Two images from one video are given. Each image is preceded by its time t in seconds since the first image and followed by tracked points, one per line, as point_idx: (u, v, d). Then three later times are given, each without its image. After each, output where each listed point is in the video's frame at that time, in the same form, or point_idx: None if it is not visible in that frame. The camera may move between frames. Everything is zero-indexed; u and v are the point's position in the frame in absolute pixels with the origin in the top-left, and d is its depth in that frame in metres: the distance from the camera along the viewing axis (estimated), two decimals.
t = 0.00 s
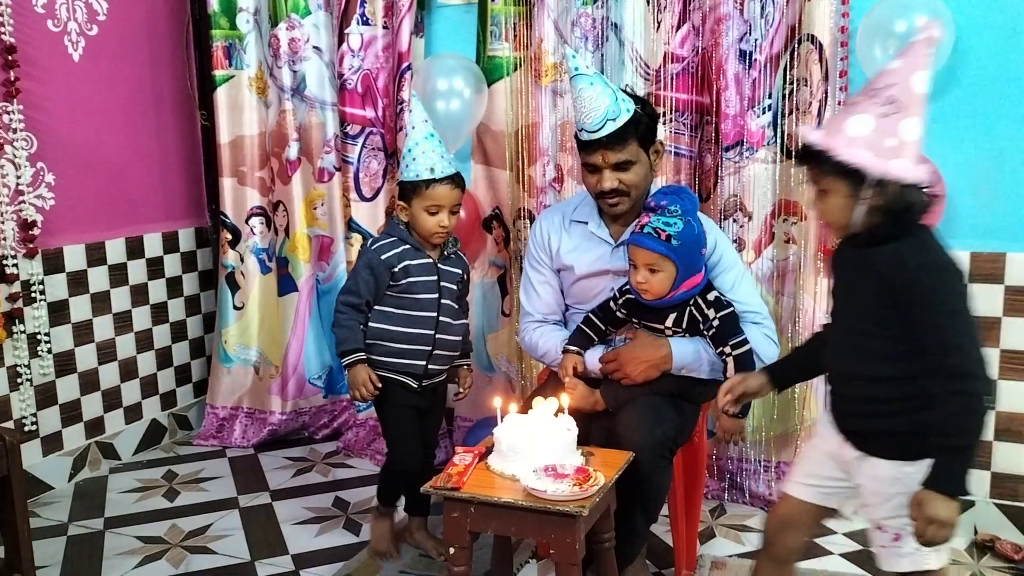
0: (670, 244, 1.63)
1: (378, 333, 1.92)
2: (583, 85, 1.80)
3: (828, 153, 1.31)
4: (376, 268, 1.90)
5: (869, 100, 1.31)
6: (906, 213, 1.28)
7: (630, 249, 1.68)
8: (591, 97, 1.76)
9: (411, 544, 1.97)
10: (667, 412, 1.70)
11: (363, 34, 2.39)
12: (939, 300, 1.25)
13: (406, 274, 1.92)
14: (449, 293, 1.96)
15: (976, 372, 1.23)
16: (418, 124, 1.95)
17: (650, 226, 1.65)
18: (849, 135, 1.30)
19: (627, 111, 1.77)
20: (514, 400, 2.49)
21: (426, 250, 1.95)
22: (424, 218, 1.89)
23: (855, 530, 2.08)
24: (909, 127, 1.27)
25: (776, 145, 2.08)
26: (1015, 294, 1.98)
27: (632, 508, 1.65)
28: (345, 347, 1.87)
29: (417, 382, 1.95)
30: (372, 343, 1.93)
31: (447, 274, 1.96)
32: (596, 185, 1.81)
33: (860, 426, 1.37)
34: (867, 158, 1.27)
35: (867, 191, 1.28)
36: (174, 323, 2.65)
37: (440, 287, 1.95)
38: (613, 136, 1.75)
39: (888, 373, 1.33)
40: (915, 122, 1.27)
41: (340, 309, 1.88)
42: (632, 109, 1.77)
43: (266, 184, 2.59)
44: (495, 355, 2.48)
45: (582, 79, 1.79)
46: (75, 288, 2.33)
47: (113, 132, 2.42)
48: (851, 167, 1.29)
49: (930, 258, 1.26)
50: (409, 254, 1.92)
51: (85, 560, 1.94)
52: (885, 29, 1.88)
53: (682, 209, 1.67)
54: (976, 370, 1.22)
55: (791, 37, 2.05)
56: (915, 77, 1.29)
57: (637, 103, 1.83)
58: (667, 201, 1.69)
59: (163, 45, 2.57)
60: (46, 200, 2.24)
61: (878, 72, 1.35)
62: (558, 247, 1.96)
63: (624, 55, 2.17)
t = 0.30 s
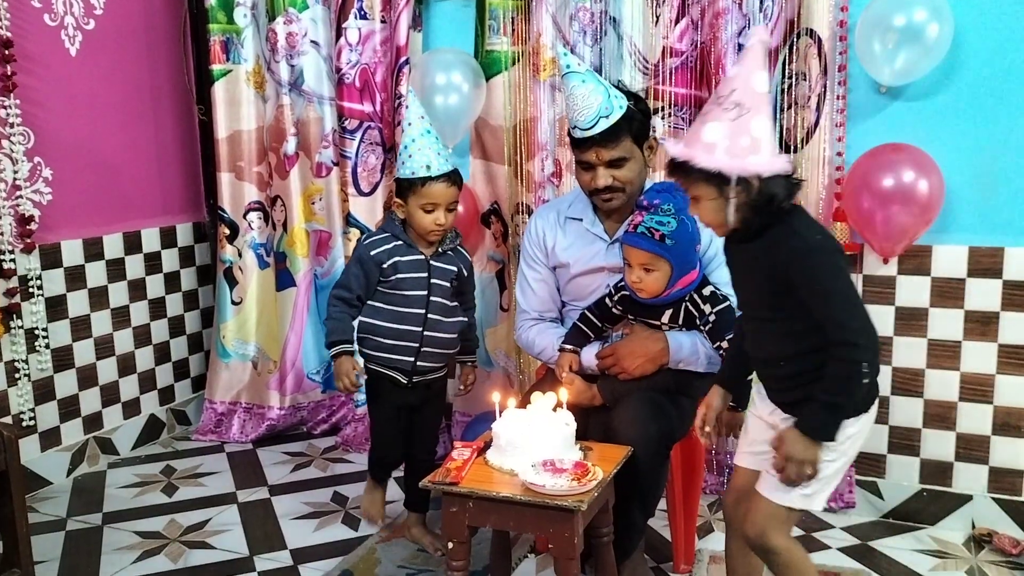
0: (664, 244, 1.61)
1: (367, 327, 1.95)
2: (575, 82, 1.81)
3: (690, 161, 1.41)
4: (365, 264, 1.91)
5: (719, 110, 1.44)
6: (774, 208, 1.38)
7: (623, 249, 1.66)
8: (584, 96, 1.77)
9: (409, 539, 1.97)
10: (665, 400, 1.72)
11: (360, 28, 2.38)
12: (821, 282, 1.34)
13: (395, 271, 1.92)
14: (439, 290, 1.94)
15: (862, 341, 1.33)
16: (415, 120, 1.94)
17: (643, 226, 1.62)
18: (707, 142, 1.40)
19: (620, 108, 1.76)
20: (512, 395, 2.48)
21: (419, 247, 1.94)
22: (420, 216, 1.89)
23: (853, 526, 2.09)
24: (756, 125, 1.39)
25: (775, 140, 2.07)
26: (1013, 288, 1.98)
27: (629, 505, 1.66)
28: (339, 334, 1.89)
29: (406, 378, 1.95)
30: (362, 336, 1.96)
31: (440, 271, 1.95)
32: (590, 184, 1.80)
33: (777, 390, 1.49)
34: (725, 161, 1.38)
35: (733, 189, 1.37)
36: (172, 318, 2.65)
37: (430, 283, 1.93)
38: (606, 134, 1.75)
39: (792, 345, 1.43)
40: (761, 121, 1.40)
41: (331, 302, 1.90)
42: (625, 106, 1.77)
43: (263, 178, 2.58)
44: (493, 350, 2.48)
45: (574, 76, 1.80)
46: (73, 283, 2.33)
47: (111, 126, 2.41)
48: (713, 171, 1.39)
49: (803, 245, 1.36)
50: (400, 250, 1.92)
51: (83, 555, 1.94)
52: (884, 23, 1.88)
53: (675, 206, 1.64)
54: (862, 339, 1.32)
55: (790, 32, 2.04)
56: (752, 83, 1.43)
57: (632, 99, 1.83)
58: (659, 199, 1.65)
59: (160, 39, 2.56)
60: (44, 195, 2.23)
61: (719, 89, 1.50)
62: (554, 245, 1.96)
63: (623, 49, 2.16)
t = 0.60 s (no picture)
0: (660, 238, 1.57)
1: (368, 331, 1.94)
2: (572, 76, 1.81)
3: (648, 206, 1.46)
4: (362, 269, 1.90)
5: (673, 154, 1.48)
6: (729, 248, 1.39)
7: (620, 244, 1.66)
8: (580, 89, 1.76)
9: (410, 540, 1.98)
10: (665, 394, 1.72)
11: (361, 29, 2.39)
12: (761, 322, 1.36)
13: (392, 274, 1.91)
14: (439, 289, 1.95)
15: (795, 386, 1.34)
16: (408, 123, 1.95)
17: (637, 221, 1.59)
18: (664, 187, 1.45)
19: (616, 101, 1.77)
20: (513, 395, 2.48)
21: (415, 248, 1.95)
22: (416, 218, 1.89)
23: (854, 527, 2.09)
24: (709, 168, 1.44)
25: (775, 140, 2.08)
26: (1014, 288, 1.98)
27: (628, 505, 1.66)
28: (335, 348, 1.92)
29: (412, 380, 1.94)
30: (364, 341, 1.95)
31: (437, 271, 1.95)
32: (588, 176, 1.81)
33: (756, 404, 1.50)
34: (682, 205, 1.42)
35: (690, 230, 1.40)
36: (173, 319, 2.65)
37: (430, 284, 1.94)
38: (603, 126, 1.74)
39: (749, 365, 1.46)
40: (715, 163, 1.45)
41: (329, 311, 1.90)
42: (621, 99, 1.78)
43: (264, 179, 2.58)
44: (494, 350, 2.48)
45: (570, 71, 1.80)
46: (74, 284, 2.33)
47: (112, 128, 2.42)
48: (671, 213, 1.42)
49: (754, 288, 1.37)
50: (396, 253, 1.92)
51: (84, 556, 1.94)
52: (884, 24, 1.88)
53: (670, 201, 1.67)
54: (790, 386, 1.35)
55: (791, 32, 2.04)
56: (703, 127, 1.48)
57: (627, 94, 1.83)
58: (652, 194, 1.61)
59: (161, 41, 2.56)
60: (45, 196, 2.24)
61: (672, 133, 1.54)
62: (554, 240, 1.96)
63: (624, 49, 2.17)
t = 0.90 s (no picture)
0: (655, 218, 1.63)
1: (370, 330, 1.93)
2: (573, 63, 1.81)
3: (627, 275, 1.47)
4: (363, 271, 1.90)
5: (655, 226, 1.46)
6: (707, 321, 1.40)
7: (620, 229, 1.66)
8: (582, 75, 1.76)
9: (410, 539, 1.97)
10: (669, 393, 1.70)
11: (360, 28, 2.38)
12: (756, 377, 1.39)
13: (394, 274, 1.91)
14: (441, 288, 1.95)
15: (809, 428, 1.37)
16: (402, 120, 1.94)
17: (635, 205, 1.66)
18: (644, 260, 1.44)
19: (616, 89, 1.77)
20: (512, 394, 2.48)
21: (415, 247, 1.94)
22: (411, 216, 1.89)
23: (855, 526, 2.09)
24: (690, 246, 1.41)
25: (775, 139, 2.07)
26: (1013, 286, 1.98)
27: (628, 503, 1.66)
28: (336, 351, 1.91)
29: (412, 378, 1.94)
30: (365, 340, 1.94)
31: (438, 270, 1.95)
32: (590, 160, 1.81)
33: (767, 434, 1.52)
34: (662, 279, 1.42)
35: (667, 304, 1.42)
36: (172, 318, 2.65)
37: (431, 283, 1.94)
38: (604, 110, 1.75)
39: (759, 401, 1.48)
40: (696, 240, 1.42)
41: (330, 312, 1.90)
42: (621, 88, 1.78)
43: (263, 178, 2.58)
44: (493, 349, 2.48)
45: (573, 58, 1.80)
46: (73, 283, 2.33)
47: (111, 127, 2.41)
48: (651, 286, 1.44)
49: (740, 349, 1.39)
50: (396, 253, 1.91)
51: (83, 555, 1.94)
52: (884, 22, 1.88)
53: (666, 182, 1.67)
54: (806, 430, 1.37)
55: (790, 31, 2.04)
56: (687, 202, 1.44)
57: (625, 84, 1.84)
58: (648, 179, 1.68)
59: (159, 41, 2.56)
60: (43, 195, 2.23)
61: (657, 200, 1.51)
62: (556, 231, 1.96)
63: (623, 48, 2.16)
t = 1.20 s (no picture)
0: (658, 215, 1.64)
1: (375, 331, 1.93)
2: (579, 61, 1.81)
3: (609, 290, 1.50)
4: (365, 273, 1.90)
5: (637, 241, 1.51)
6: (690, 331, 1.41)
7: (627, 225, 1.66)
8: (587, 73, 1.76)
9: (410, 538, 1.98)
10: (669, 390, 1.70)
11: (359, 28, 2.38)
12: (741, 385, 1.38)
13: (397, 274, 1.91)
14: (443, 285, 1.96)
15: (797, 433, 1.36)
16: (399, 121, 1.95)
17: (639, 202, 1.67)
18: (628, 274, 1.48)
19: (621, 87, 1.77)
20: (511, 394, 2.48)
21: (415, 246, 1.94)
22: (408, 218, 1.89)
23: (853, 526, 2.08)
24: (671, 256, 1.45)
25: (774, 138, 2.08)
26: (1013, 285, 1.98)
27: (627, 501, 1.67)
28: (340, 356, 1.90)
29: (417, 375, 1.95)
30: (371, 340, 1.94)
31: (439, 266, 1.96)
32: (595, 157, 1.81)
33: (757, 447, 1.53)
34: (645, 291, 1.45)
35: (652, 315, 1.44)
36: (172, 317, 2.65)
37: (434, 279, 1.95)
38: (610, 107, 1.76)
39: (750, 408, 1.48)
40: (677, 251, 1.45)
41: (332, 316, 1.90)
42: (625, 86, 1.78)
43: (263, 177, 2.58)
44: (493, 348, 2.48)
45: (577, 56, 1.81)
46: (72, 282, 2.33)
47: (110, 126, 2.41)
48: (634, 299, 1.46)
49: (727, 362, 1.39)
50: (398, 253, 1.91)
51: (83, 554, 1.94)
52: (883, 21, 1.88)
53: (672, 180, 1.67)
54: (795, 435, 1.36)
55: (789, 29, 2.04)
56: (666, 216, 1.49)
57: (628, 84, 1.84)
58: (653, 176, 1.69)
59: (159, 39, 2.56)
60: (42, 194, 2.23)
61: (639, 219, 1.56)
62: (559, 224, 1.97)
63: (622, 47, 2.17)
